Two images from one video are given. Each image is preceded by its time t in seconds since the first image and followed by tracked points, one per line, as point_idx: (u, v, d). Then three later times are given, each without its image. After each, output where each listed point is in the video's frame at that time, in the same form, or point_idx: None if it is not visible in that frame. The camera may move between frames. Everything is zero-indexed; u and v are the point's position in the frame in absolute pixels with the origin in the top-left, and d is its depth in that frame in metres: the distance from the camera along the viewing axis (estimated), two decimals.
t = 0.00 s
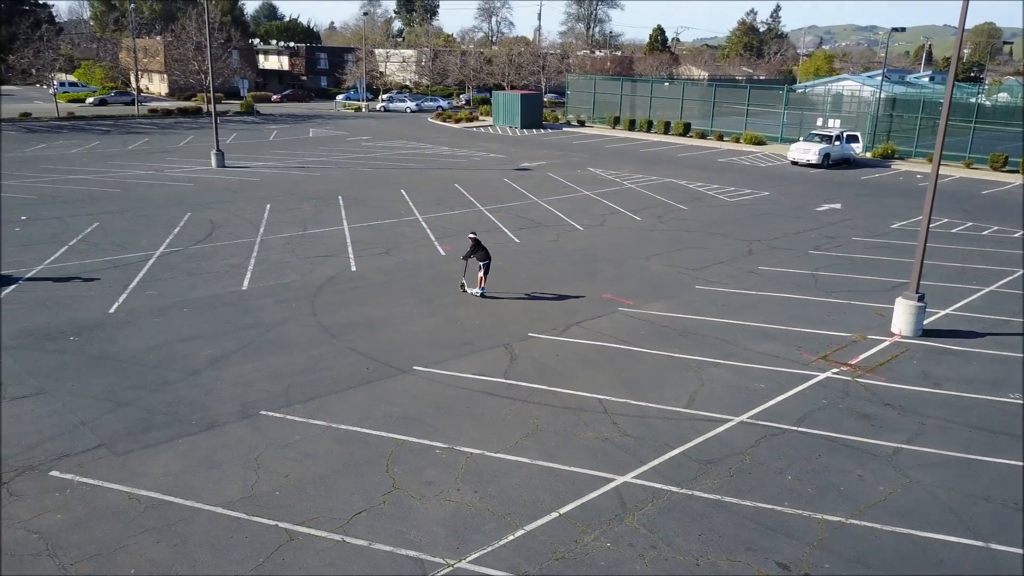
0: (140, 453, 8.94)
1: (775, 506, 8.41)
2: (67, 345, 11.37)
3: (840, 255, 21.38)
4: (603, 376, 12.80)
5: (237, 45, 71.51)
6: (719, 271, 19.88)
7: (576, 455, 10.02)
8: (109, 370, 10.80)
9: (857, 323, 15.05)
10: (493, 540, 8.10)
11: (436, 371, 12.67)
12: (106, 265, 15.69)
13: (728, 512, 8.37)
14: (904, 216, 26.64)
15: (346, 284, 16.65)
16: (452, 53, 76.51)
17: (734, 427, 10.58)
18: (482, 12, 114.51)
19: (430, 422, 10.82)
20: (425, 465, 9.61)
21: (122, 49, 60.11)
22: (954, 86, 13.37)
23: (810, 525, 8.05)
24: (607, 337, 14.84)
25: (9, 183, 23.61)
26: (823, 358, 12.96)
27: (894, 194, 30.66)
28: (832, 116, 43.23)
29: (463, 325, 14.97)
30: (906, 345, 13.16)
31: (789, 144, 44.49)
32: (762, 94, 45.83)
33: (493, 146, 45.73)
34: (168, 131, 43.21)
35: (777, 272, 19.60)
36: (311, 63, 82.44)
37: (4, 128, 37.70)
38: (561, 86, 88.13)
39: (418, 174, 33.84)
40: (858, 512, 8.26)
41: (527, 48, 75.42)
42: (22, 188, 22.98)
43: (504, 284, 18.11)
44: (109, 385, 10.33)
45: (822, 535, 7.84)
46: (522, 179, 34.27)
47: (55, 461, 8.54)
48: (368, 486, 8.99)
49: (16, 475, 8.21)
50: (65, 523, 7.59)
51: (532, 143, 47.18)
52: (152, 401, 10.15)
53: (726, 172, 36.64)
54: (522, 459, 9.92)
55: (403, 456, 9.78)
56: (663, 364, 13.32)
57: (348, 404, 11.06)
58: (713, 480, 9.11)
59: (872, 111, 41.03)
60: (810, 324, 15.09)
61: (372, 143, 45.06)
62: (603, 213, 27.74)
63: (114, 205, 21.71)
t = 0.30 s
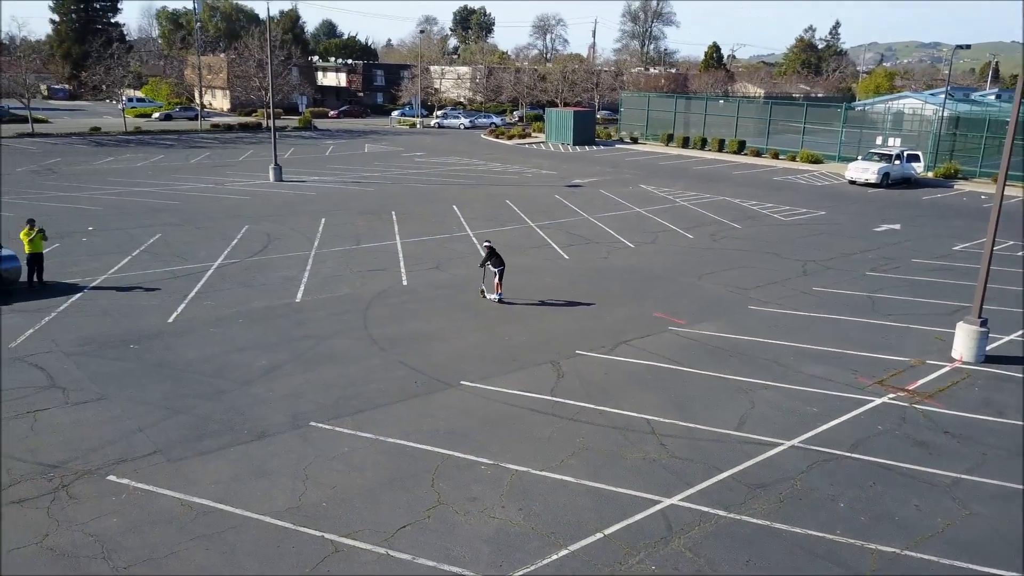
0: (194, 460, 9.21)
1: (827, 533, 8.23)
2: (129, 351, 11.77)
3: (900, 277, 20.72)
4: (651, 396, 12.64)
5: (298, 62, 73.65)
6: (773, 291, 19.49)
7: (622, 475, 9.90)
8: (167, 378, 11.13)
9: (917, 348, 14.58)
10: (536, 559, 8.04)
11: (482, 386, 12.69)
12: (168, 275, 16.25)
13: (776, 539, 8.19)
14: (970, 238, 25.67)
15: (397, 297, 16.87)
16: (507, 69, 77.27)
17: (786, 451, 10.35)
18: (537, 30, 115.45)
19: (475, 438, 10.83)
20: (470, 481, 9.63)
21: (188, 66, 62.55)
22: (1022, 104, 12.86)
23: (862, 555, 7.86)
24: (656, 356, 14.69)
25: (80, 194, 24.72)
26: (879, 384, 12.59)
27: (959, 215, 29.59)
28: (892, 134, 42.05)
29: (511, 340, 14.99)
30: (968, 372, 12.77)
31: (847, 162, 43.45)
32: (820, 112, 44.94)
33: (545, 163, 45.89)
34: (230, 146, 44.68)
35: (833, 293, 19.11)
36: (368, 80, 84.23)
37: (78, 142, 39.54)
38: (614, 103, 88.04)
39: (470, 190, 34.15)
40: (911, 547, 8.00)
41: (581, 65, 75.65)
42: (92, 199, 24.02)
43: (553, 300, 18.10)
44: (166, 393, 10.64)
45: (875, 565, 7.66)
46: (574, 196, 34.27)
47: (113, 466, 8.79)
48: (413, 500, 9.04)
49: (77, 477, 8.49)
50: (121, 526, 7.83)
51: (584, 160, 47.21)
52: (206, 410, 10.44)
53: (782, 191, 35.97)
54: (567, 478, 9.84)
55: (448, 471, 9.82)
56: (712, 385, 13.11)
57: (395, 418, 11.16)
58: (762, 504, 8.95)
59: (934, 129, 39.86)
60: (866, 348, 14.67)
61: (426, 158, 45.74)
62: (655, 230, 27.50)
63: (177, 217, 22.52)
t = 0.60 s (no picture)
0: (236, 470, 9.23)
1: (878, 564, 8.12)
2: (176, 359, 11.92)
3: (957, 296, 19.95)
4: (696, 415, 12.33)
5: (348, 75, 75.00)
6: (823, 309, 18.94)
7: (666, 496, 9.62)
8: (212, 387, 11.23)
9: (975, 372, 14.04)
10: None
11: (523, 401, 12.52)
12: (217, 284, 16.52)
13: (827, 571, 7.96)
14: None
15: (440, 309, 16.85)
16: (554, 82, 77.41)
17: (838, 479, 9.98)
18: (585, 43, 115.53)
19: (516, 453, 10.66)
20: (510, 497, 9.47)
21: (242, 80, 64.21)
22: None
23: None
24: (701, 374, 14.34)
25: (136, 204, 25.43)
26: (935, 406, 12.55)
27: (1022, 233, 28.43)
28: (950, 149, 40.74)
29: (553, 355, 14.77)
30: None
31: (901, 177, 42.21)
32: (873, 126, 43.80)
33: (592, 176, 45.67)
34: (280, 157, 45.61)
35: (887, 312, 18.49)
36: (416, 92, 85.26)
37: (136, 153, 40.82)
38: (661, 116, 87.36)
39: (515, 203, 34.16)
40: None
41: (628, 78, 75.33)
42: (147, 209, 24.67)
43: (597, 314, 17.87)
44: (210, 402, 10.72)
45: None
46: (619, 209, 33.97)
47: (158, 473, 8.87)
48: (452, 515, 8.92)
49: (121, 484, 8.56)
50: (162, 534, 7.86)
51: (631, 173, 46.81)
52: (250, 419, 10.48)
53: (834, 206, 35.07)
54: (609, 498, 9.60)
55: (488, 487, 9.66)
56: (760, 406, 12.75)
57: (434, 432, 11.04)
58: (812, 531, 8.77)
59: (993, 144, 38.60)
60: (922, 370, 14.18)
61: (471, 171, 45.93)
62: (702, 245, 27.04)
63: (227, 227, 22.96)
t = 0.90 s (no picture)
0: (270, 481, 9.13)
1: None
2: (213, 367, 11.94)
3: (1015, 313, 19.07)
4: (739, 435, 11.89)
5: (391, 86, 75.87)
6: (872, 325, 18.27)
7: (709, 519, 9.23)
8: (247, 395, 11.18)
9: None
10: None
11: (560, 416, 12.22)
12: (256, 292, 16.62)
13: None
14: None
15: (477, 320, 16.67)
16: (596, 93, 77.17)
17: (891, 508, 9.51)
18: (627, 54, 115.09)
19: (552, 470, 10.37)
20: (546, 515, 9.18)
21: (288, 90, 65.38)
22: None
23: None
24: (745, 391, 13.87)
25: (181, 211, 25.87)
26: (992, 430, 12.03)
27: None
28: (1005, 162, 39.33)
29: (591, 369, 14.45)
30: None
31: (953, 190, 40.83)
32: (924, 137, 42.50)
33: (633, 186, 45.21)
34: (323, 166, 46.18)
35: (940, 329, 17.75)
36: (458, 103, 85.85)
37: (183, 161, 41.71)
38: (703, 127, 86.36)
39: (555, 213, 33.93)
40: None
41: (670, 89, 74.65)
42: (192, 216, 25.07)
43: (636, 327, 17.50)
44: (246, 411, 10.68)
45: None
46: (660, 221, 33.47)
47: (191, 483, 8.81)
48: (486, 532, 8.69)
49: (156, 493, 8.52)
50: (194, 545, 7.76)
51: (673, 184, 46.20)
52: (284, 429, 10.40)
53: (883, 219, 34.04)
54: (648, 519, 9.24)
55: (523, 505, 9.39)
56: (807, 426, 12.28)
57: (468, 446, 10.81)
58: (863, 561, 8.39)
59: None
60: (978, 392, 13.54)
61: (511, 181, 45.85)
62: (745, 257, 26.43)
63: (269, 235, 23.17)
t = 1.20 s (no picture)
0: (298, 496, 8.91)
1: None
2: (245, 377, 11.83)
3: None
4: (784, 457, 11.35)
5: (430, 95, 76.34)
6: (922, 342, 17.49)
7: (753, 550, 8.75)
8: (277, 407, 11.03)
9: None
10: None
11: (596, 434, 11.80)
12: (291, 301, 16.57)
13: None
14: None
15: (511, 332, 16.34)
16: (635, 102, 76.58)
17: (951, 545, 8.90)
18: (666, 63, 114.24)
19: (587, 491, 9.97)
20: (581, 540, 8.79)
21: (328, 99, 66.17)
22: None
23: None
24: (789, 411, 13.30)
25: (220, 219, 26.12)
26: None
27: None
28: None
29: (628, 385, 14.00)
30: None
31: (1005, 202, 39.31)
32: (973, 148, 41.04)
33: (672, 197, 44.54)
34: (361, 175, 46.46)
35: (995, 348, 16.90)
36: (497, 112, 86.03)
37: (224, 169, 42.32)
38: (744, 136, 85.06)
39: (593, 223, 33.52)
40: None
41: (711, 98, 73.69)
42: (230, 224, 25.28)
43: (675, 342, 16.98)
44: (276, 423, 10.52)
45: None
46: (699, 232, 32.84)
47: (218, 497, 8.63)
48: (518, 556, 8.35)
49: (182, 506, 8.36)
50: (219, 563, 7.55)
51: (713, 195, 45.38)
52: (314, 443, 10.19)
53: (933, 231, 32.88)
54: (689, 546, 8.80)
55: (557, 528, 9.01)
56: (856, 450, 11.68)
57: (501, 463, 10.47)
58: None
59: None
60: None
61: (548, 190, 45.53)
62: (788, 270, 25.70)
63: (305, 243, 23.22)
